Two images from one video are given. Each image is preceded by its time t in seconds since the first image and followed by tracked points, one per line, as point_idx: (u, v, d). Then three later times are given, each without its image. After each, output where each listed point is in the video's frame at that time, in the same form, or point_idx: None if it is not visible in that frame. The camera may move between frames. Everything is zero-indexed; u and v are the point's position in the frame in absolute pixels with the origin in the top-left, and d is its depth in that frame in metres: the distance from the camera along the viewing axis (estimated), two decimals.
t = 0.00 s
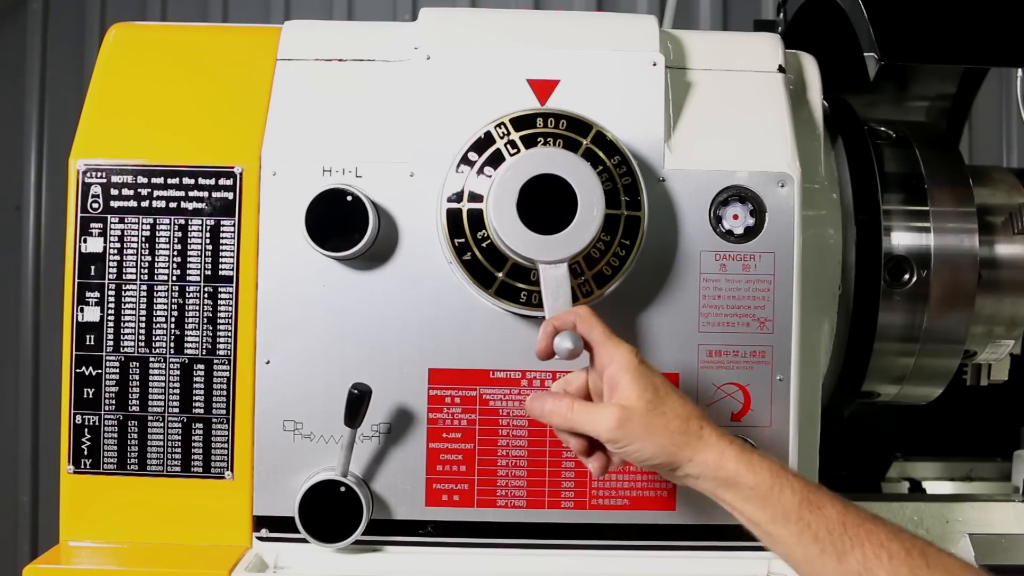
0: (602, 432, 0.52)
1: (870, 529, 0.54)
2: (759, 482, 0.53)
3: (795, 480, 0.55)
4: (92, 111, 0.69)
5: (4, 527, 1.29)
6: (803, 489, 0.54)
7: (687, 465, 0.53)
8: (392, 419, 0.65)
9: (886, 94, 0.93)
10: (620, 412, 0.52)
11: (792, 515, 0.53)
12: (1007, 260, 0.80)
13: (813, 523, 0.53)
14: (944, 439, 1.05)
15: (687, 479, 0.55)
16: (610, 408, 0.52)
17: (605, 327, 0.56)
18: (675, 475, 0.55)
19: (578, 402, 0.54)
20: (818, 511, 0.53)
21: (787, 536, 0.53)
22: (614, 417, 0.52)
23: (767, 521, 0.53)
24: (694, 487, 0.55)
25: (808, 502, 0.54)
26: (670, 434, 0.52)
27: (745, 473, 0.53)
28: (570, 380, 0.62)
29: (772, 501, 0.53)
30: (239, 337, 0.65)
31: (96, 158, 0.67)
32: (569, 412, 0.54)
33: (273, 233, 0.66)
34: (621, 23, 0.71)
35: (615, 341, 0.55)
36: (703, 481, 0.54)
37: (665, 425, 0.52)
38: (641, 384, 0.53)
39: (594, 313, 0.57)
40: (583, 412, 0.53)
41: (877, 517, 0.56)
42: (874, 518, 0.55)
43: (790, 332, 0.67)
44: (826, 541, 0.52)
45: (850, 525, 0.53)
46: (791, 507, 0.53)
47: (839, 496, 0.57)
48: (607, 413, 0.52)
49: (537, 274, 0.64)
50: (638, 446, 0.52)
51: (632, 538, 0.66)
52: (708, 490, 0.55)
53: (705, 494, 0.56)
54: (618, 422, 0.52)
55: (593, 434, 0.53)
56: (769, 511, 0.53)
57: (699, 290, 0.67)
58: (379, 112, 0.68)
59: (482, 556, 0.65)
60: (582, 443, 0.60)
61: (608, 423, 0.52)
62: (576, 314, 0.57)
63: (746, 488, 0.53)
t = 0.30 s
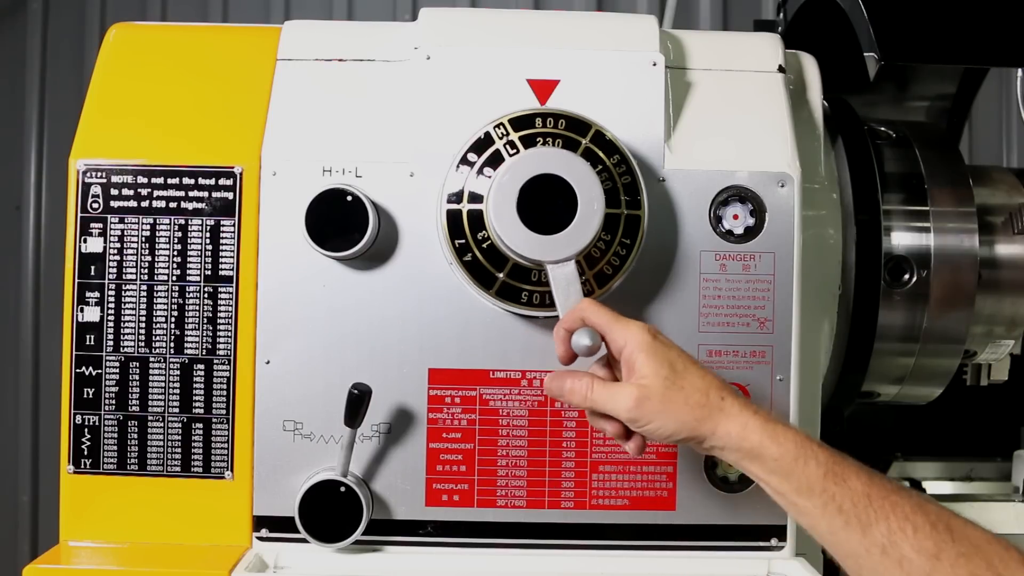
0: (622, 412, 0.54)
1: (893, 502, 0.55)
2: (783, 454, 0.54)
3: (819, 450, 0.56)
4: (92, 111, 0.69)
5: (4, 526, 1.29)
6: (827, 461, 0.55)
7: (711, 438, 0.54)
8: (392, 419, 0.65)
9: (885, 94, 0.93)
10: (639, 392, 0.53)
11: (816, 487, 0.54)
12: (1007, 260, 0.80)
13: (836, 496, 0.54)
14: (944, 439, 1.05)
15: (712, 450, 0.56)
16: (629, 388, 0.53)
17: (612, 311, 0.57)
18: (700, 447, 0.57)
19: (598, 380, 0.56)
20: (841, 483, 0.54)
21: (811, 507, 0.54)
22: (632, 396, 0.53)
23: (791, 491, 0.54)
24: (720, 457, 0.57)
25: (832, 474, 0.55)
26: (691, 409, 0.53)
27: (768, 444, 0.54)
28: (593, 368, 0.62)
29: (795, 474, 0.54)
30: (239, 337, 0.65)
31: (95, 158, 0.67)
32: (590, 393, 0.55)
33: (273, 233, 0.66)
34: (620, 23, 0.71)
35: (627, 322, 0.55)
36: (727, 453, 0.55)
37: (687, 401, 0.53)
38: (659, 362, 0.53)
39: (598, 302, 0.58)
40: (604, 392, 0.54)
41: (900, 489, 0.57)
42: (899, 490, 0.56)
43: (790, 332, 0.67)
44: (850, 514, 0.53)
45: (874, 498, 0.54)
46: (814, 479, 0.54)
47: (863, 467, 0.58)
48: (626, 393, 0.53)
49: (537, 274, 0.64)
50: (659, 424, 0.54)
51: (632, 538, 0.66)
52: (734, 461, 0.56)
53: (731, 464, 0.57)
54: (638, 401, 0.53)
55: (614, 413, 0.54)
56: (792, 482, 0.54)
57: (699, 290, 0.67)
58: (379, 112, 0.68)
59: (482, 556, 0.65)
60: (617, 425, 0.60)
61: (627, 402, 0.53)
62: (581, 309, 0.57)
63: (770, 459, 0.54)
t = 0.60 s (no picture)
0: (638, 430, 0.54)
1: (909, 514, 0.55)
2: (797, 472, 0.54)
3: (835, 464, 0.56)
4: (92, 111, 0.69)
5: (4, 526, 1.29)
6: (843, 476, 0.55)
7: (727, 454, 0.55)
8: (392, 419, 0.65)
9: (886, 94, 0.93)
10: (655, 412, 0.53)
11: (831, 502, 0.54)
12: (1007, 260, 0.80)
13: (851, 511, 0.54)
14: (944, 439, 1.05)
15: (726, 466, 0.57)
16: (646, 406, 0.53)
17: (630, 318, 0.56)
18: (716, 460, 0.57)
19: (616, 394, 0.56)
20: (856, 498, 0.54)
21: (826, 523, 0.54)
22: (649, 416, 0.53)
23: (807, 506, 0.55)
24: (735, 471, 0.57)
25: (847, 490, 0.55)
26: (707, 428, 0.53)
27: (781, 464, 0.54)
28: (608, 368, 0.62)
29: (809, 490, 0.54)
30: (239, 337, 0.65)
31: (96, 158, 0.67)
32: (607, 408, 0.55)
33: (273, 233, 0.66)
34: (621, 23, 0.71)
35: (648, 333, 0.55)
36: (742, 468, 0.56)
37: (703, 421, 0.53)
38: (676, 381, 0.53)
39: (621, 309, 0.57)
40: (620, 408, 0.55)
41: (916, 498, 0.57)
42: (916, 500, 0.56)
43: (790, 332, 0.67)
44: (865, 529, 0.54)
45: (890, 510, 0.55)
46: (828, 496, 0.54)
47: (879, 477, 0.58)
48: (643, 410, 0.53)
49: (537, 274, 0.64)
50: (674, 442, 0.54)
51: (632, 538, 0.66)
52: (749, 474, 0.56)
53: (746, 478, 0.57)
54: (653, 420, 0.53)
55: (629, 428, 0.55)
56: (807, 499, 0.54)
57: (699, 290, 0.67)
58: (379, 112, 0.68)
59: (482, 556, 0.65)
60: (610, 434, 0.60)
61: (643, 421, 0.53)
62: (603, 315, 0.57)
63: (786, 477, 0.54)
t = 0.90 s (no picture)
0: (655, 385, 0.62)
1: (899, 489, 0.56)
2: (792, 450, 0.57)
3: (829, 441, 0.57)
4: (93, 111, 0.69)
5: (4, 526, 1.29)
6: (835, 454, 0.57)
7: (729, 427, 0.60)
8: (392, 419, 0.65)
9: (886, 94, 0.93)
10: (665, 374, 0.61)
11: (820, 480, 0.56)
12: (1007, 260, 0.80)
13: (840, 488, 0.56)
14: (944, 439, 1.05)
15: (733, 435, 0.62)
16: (659, 368, 0.61)
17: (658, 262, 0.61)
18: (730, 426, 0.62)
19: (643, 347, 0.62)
20: (846, 477, 0.56)
21: (818, 495, 0.57)
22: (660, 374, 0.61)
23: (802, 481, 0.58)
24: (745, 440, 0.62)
25: (837, 468, 0.56)
26: (709, 401, 0.59)
27: (772, 440, 0.57)
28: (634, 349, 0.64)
29: (800, 467, 0.57)
30: (238, 337, 0.65)
31: (96, 158, 0.67)
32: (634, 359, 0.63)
33: (273, 233, 0.66)
34: (621, 23, 0.71)
35: (676, 301, 0.60)
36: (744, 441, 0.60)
37: (703, 391, 0.59)
38: (687, 350, 0.59)
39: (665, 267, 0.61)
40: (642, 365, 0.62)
41: (915, 473, 0.57)
42: (913, 475, 0.57)
43: (790, 332, 0.67)
44: (854, 504, 0.56)
45: (881, 486, 0.56)
46: (818, 473, 0.56)
47: (879, 454, 0.58)
48: (657, 369, 0.61)
49: (537, 274, 0.64)
50: (686, 403, 0.61)
51: (632, 538, 0.66)
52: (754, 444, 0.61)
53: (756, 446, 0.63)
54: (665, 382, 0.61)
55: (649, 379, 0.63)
56: (800, 474, 0.57)
57: (699, 290, 0.67)
58: (379, 112, 0.68)
59: (482, 557, 0.65)
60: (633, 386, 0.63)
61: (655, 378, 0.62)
62: (648, 273, 0.61)
63: (782, 456, 0.58)
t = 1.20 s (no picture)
0: (640, 420, 0.53)
1: (880, 527, 0.54)
2: (779, 488, 0.53)
3: (811, 479, 0.55)
4: (92, 111, 0.69)
5: (4, 526, 1.29)
6: (821, 492, 0.54)
7: (708, 465, 0.55)
8: (392, 419, 0.65)
9: (886, 94, 0.93)
10: (662, 405, 0.52)
11: (807, 517, 0.53)
12: (1007, 260, 0.80)
13: (827, 525, 0.53)
14: (944, 439, 1.05)
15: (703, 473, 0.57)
16: (653, 397, 0.53)
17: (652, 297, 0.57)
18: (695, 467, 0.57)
19: (628, 378, 0.54)
20: (833, 513, 0.54)
21: (802, 535, 0.54)
22: (656, 408, 0.52)
23: (784, 522, 0.54)
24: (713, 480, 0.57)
25: (825, 504, 0.54)
26: (702, 435, 0.53)
27: (760, 477, 0.54)
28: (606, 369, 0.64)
29: (788, 503, 0.54)
30: (239, 337, 0.65)
31: (95, 158, 0.67)
32: (612, 388, 0.54)
33: (273, 233, 0.66)
34: (621, 23, 0.71)
35: (676, 329, 0.55)
36: (719, 480, 0.56)
37: (704, 424, 0.53)
38: (692, 378, 0.53)
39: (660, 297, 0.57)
40: (627, 392, 0.54)
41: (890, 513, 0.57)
42: (889, 514, 0.56)
43: (790, 332, 0.67)
44: (841, 541, 0.53)
45: (864, 526, 0.54)
46: (805, 509, 0.53)
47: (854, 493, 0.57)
48: (650, 402, 0.52)
49: (537, 274, 0.64)
50: (671, 438, 0.53)
51: (632, 538, 0.66)
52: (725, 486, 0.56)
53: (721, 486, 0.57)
54: (659, 415, 0.52)
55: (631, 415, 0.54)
56: (785, 511, 0.54)
57: (699, 290, 0.67)
58: (379, 112, 0.68)
59: (482, 556, 0.65)
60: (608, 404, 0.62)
61: (650, 412, 0.52)
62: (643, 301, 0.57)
63: (766, 495, 0.54)
